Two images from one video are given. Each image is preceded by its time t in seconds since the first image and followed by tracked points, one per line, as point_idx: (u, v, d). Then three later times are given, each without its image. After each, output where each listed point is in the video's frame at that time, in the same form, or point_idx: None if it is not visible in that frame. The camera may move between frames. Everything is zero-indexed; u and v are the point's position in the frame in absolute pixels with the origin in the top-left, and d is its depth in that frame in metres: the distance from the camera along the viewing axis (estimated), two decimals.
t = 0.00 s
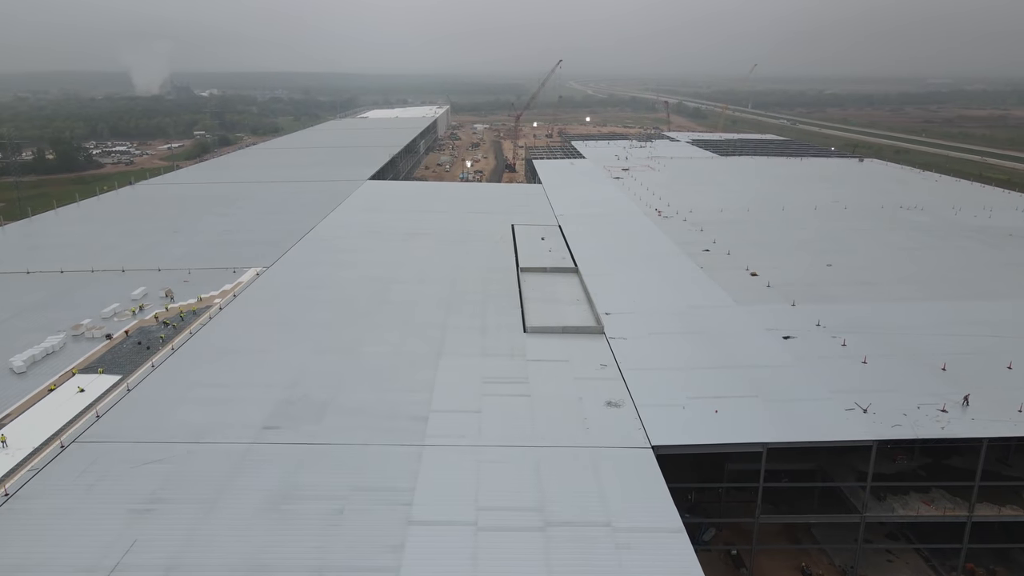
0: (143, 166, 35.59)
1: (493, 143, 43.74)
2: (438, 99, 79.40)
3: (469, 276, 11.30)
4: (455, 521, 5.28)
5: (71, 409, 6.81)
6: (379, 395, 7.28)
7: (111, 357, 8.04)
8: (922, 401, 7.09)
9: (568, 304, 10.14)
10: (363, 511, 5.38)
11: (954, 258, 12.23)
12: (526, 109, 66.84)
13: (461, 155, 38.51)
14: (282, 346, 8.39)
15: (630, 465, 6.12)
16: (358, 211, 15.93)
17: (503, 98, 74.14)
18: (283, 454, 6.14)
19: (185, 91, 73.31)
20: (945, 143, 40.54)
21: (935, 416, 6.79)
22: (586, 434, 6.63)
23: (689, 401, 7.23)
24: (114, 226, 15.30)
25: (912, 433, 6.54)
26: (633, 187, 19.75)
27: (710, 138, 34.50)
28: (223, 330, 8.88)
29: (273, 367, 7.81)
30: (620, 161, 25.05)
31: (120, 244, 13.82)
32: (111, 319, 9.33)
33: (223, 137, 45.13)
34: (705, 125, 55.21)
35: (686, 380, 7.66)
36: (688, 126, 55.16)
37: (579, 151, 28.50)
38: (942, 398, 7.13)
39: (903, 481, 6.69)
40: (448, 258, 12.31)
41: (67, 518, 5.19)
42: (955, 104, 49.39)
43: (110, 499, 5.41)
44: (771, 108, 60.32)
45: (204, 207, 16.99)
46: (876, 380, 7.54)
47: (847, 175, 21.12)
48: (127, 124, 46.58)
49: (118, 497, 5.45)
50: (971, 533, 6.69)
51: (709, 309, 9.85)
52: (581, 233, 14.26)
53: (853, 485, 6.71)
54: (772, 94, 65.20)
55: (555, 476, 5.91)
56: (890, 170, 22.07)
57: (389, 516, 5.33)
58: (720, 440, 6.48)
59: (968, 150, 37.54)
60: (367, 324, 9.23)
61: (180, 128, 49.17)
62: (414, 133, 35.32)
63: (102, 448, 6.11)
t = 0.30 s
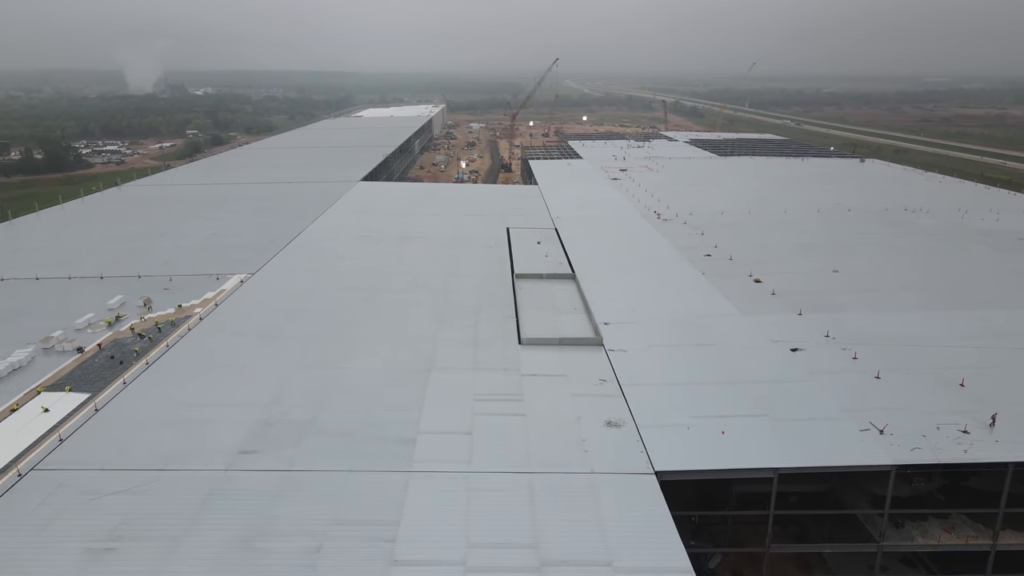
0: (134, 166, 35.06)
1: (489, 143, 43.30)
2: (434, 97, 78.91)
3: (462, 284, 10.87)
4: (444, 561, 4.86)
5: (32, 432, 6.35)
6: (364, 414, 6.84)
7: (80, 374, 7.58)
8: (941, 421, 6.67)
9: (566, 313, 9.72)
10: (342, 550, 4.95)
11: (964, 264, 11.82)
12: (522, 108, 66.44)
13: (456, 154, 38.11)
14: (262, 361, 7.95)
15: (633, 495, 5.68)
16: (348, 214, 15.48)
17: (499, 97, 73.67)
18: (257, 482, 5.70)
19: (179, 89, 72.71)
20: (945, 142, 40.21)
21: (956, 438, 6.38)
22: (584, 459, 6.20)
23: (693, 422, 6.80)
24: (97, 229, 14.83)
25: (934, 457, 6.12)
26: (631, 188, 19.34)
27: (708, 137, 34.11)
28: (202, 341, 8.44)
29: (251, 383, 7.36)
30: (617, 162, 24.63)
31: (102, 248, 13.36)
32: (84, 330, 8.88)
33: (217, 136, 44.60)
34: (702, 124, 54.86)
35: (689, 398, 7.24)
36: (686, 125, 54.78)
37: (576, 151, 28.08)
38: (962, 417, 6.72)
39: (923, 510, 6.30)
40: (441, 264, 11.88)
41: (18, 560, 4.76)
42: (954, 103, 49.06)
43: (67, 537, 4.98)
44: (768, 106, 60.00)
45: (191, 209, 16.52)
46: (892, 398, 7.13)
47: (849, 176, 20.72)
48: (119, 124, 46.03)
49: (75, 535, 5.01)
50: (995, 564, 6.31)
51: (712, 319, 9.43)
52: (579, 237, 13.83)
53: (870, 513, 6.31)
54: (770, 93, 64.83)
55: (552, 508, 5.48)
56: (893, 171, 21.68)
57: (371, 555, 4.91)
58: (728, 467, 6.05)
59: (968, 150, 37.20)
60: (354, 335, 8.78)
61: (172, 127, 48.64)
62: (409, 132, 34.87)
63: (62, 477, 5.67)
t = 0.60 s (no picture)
0: (124, 166, 34.53)
1: (484, 142, 42.89)
2: (430, 96, 78.50)
3: (454, 291, 10.46)
4: None
5: None
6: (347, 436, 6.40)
7: (46, 391, 7.13)
8: (963, 443, 6.27)
9: (562, 323, 9.31)
10: None
11: (972, 270, 11.45)
12: (518, 106, 66.04)
13: (451, 154, 37.68)
14: (241, 376, 7.51)
15: (636, 528, 5.28)
16: (339, 217, 15.04)
17: (495, 95, 73.17)
18: (229, 514, 5.28)
19: (173, 88, 72.09)
20: (944, 142, 39.84)
21: (980, 463, 5.98)
22: (582, 487, 5.78)
23: (698, 444, 6.39)
24: (79, 232, 14.36)
25: (957, 485, 5.72)
26: (629, 189, 18.94)
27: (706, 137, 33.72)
28: (178, 355, 7.99)
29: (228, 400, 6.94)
30: (614, 162, 24.23)
31: (82, 253, 12.89)
32: (55, 343, 8.42)
33: (209, 135, 44.08)
34: (699, 123, 54.52)
35: (693, 419, 6.81)
36: (683, 124, 54.48)
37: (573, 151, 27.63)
38: (985, 439, 6.32)
39: (946, 541, 5.90)
40: (433, 270, 11.46)
41: None
42: (953, 101, 48.69)
43: None
44: (765, 105, 59.69)
45: (177, 211, 16.06)
46: (908, 416, 6.73)
47: (850, 177, 20.36)
48: (110, 123, 45.47)
49: None
50: None
51: (715, 330, 9.03)
52: (576, 241, 13.40)
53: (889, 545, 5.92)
54: (766, 92, 64.53)
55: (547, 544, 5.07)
56: (896, 172, 21.27)
57: None
58: (737, 496, 5.63)
59: (968, 150, 36.84)
60: (339, 348, 8.35)
61: (165, 126, 48.10)
62: (403, 131, 34.44)
63: (18, 509, 5.23)
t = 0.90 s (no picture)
0: (115, 166, 34.03)
1: (480, 142, 42.45)
2: (426, 94, 78.00)
3: (446, 300, 10.03)
4: None
5: None
6: (327, 463, 5.97)
7: (8, 412, 6.69)
8: (988, 469, 5.86)
9: (558, 335, 8.89)
10: None
11: (983, 276, 11.04)
12: (515, 105, 65.60)
13: (447, 154, 37.22)
14: (217, 393, 7.07)
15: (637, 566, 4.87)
16: (329, 220, 14.60)
17: (492, 94, 72.68)
18: (194, 553, 4.85)
19: (167, 86, 71.47)
20: (944, 141, 39.48)
21: (1007, 492, 5.57)
22: (580, 518, 5.35)
23: (704, 470, 5.96)
24: (60, 236, 13.90)
25: (985, 516, 5.31)
26: (627, 191, 18.51)
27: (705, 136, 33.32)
28: (152, 370, 7.55)
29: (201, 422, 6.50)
30: (612, 162, 23.80)
31: (61, 257, 12.43)
32: (23, 357, 7.98)
33: (202, 134, 43.58)
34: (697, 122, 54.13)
35: (699, 442, 6.39)
36: (680, 123, 54.09)
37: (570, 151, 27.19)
38: (1011, 465, 5.91)
39: None
40: (424, 277, 11.03)
41: None
42: (952, 98, 48.23)
43: None
44: (763, 104, 59.33)
45: (163, 214, 15.60)
46: (928, 439, 6.32)
47: (853, 178, 19.97)
48: (101, 122, 44.92)
49: None
50: None
51: (720, 342, 8.60)
52: (572, 246, 12.99)
53: None
54: (764, 90, 64.15)
55: None
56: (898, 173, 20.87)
57: None
58: (748, 529, 5.22)
59: (968, 149, 36.47)
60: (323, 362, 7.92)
61: (158, 125, 47.57)
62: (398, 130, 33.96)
63: None
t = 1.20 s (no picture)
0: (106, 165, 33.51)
1: (478, 141, 42.04)
2: (424, 93, 77.46)
3: (439, 309, 9.60)
4: None
5: None
6: (306, 491, 5.54)
7: None
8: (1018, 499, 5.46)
9: (555, 347, 8.46)
10: None
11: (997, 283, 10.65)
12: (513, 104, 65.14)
13: (443, 153, 36.78)
14: (193, 412, 6.65)
15: None
16: (319, 223, 14.16)
17: (490, 92, 72.16)
18: None
19: (163, 85, 70.85)
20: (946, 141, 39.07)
21: None
22: (581, 556, 4.94)
23: (713, 500, 5.54)
24: (41, 239, 13.43)
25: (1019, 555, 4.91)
26: (627, 192, 18.08)
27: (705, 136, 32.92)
28: (124, 387, 7.11)
29: (172, 446, 6.07)
30: (611, 162, 23.38)
31: (39, 262, 11.96)
32: None
33: (197, 133, 43.07)
34: (696, 121, 53.73)
35: (707, 468, 5.96)
36: (680, 122, 53.66)
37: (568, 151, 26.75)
38: None
39: None
40: (417, 284, 10.61)
41: None
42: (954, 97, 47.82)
43: None
44: (763, 104, 58.94)
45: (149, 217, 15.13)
46: (951, 464, 5.92)
47: (857, 179, 19.55)
48: (94, 120, 44.36)
49: None
50: None
51: (726, 355, 8.18)
52: (571, 251, 12.56)
53: None
54: (763, 89, 63.74)
55: None
56: (903, 174, 20.44)
57: None
58: (763, 569, 4.81)
59: (971, 149, 36.05)
60: (308, 378, 7.49)
61: (151, 123, 46.98)
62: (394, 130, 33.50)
63: None
